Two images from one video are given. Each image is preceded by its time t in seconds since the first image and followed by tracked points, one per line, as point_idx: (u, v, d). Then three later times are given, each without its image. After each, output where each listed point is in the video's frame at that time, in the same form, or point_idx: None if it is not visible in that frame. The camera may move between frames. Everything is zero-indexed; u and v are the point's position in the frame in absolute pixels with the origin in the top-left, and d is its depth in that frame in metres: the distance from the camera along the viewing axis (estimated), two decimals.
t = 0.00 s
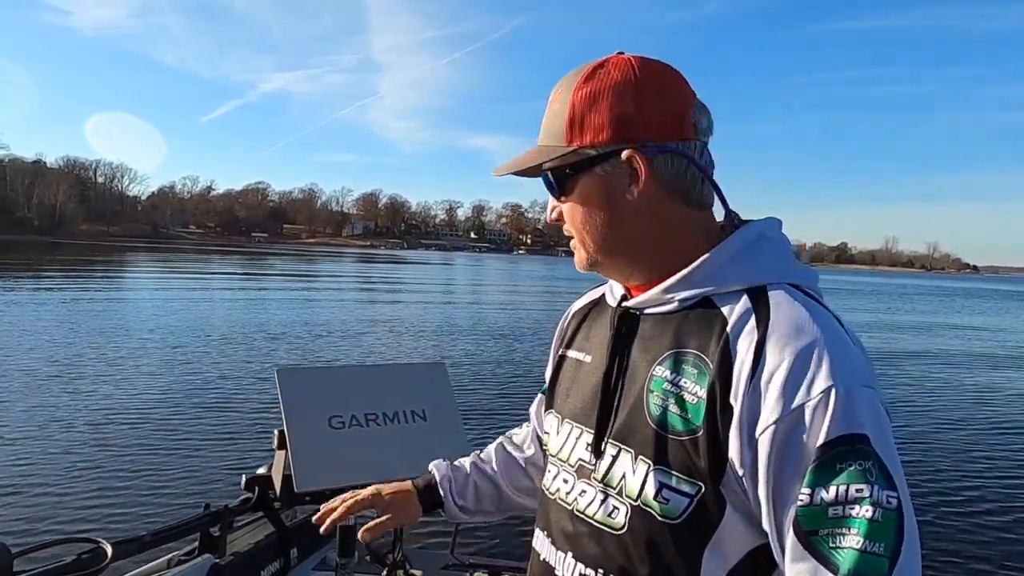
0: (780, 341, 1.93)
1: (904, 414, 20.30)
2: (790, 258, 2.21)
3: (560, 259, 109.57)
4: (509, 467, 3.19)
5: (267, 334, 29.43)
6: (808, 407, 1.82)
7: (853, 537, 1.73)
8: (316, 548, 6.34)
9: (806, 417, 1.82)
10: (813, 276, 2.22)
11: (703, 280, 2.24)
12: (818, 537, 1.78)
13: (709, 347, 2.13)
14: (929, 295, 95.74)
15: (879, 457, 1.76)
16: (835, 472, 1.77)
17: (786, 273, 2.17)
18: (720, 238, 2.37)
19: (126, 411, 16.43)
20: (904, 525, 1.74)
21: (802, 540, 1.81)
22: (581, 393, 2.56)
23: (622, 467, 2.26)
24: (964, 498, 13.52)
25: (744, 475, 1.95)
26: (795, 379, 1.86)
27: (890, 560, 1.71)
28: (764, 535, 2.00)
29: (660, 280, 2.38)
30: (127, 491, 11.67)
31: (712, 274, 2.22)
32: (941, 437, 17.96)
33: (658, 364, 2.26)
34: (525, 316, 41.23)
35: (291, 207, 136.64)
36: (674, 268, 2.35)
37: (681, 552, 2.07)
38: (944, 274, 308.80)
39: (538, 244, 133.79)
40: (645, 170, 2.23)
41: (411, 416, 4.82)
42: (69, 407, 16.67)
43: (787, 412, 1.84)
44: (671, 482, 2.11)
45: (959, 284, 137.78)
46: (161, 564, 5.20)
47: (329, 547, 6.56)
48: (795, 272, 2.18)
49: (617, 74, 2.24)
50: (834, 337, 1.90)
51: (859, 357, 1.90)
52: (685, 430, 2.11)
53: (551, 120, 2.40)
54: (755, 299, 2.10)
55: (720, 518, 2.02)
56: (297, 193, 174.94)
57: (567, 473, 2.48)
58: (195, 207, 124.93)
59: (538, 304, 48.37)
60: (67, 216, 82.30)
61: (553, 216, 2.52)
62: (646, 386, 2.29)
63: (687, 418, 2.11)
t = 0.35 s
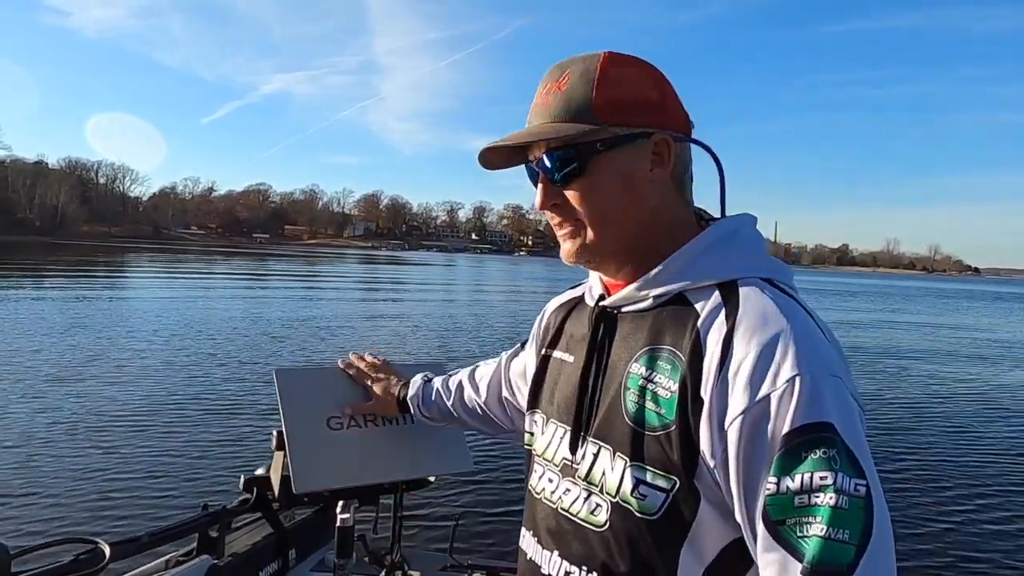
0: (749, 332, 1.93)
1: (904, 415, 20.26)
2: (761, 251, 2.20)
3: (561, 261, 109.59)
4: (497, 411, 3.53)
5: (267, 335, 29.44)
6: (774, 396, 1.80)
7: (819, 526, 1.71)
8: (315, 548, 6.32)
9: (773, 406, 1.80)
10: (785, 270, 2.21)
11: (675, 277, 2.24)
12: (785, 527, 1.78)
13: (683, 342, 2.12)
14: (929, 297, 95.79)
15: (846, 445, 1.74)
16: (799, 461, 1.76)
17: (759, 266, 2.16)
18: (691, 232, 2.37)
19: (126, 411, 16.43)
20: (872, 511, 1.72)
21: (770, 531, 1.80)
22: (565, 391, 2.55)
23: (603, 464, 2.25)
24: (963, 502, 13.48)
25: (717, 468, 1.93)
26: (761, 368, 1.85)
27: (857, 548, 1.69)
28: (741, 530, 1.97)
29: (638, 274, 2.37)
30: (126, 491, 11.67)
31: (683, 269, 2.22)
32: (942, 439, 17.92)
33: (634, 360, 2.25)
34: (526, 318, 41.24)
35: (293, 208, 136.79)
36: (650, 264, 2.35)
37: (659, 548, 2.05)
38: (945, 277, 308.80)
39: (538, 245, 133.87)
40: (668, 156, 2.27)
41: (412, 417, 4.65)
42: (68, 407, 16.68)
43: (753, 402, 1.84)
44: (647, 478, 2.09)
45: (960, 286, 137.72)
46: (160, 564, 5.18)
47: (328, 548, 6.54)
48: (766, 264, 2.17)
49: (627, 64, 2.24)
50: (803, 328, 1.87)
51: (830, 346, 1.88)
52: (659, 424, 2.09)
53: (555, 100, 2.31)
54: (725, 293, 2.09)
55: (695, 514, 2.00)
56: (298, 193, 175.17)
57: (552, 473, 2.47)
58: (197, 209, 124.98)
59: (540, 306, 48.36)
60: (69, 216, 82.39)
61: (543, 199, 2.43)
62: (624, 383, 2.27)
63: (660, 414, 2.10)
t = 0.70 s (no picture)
0: (749, 318, 1.97)
1: (907, 413, 20.22)
2: (743, 244, 2.24)
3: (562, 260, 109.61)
4: (477, 433, 3.40)
5: (268, 335, 29.48)
6: (779, 375, 1.86)
7: (821, 499, 1.78)
8: (315, 549, 6.33)
9: (777, 386, 1.86)
10: (768, 261, 2.28)
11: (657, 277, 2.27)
12: (788, 504, 1.83)
13: (680, 334, 2.15)
14: (933, 295, 95.55)
15: (844, 420, 1.81)
16: (802, 438, 1.82)
17: (749, 257, 2.22)
18: (672, 233, 2.40)
19: (127, 411, 16.45)
20: (867, 483, 1.79)
21: (774, 508, 1.84)
22: (554, 393, 2.55)
23: (600, 462, 2.25)
24: (965, 500, 13.46)
25: (721, 452, 1.97)
26: (765, 352, 1.90)
27: (855, 519, 1.75)
28: (743, 514, 2.00)
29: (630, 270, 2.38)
30: (127, 491, 11.69)
31: (671, 266, 2.24)
32: (944, 437, 17.87)
33: (630, 355, 2.27)
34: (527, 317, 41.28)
35: (294, 208, 136.93)
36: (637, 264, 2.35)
37: (661, 541, 2.06)
38: (947, 275, 308.47)
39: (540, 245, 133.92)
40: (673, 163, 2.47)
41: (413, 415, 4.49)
42: (69, 408, 16.71)
43: (758, 383, 1.88)
44: (651, 471, 2.10)
45: (964, 283, 137.21)
46: (161, 565, 5.18)
47: (329, 548, 6.54)
48: (756, 257, 2.24)
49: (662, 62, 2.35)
50: (800, 312, 1.93)
51: (825, 331, 1.95)
52: (662, 415, 2.11)
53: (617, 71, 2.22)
54: (718, 285, 2.12)
55: (701, 502, 2.02)
56: (300, 193, 175.15)
57: (545, 478, 2.47)
58: (199, 208, 125.21)
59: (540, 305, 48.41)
60: (71, 216, 82.56)
61: (592, 177, 2.30)
62: (619, 379, 2.29)
63: (660, 405, 2.12)
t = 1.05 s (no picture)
0: (752, 314, 1.98)
1: (908, 412, 20.19)
2: (737, 241, 2.24)
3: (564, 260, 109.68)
4: (458, 430, 3.41)
5: (270, 334, 29.55)
6: (785, 371, 1.88)
7: (824, 491, 1.81)
8: (315, 549, 6.33)
9: (783, 382, 1.87)
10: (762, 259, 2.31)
11: (655, 277, 2.27)
12: (791, 500, 1.85)
13: (681, 332, 2.15)
14: (936, 295, 95.34)
15: (845, 415, 1.84)
16: (808, 433, 1.84)
17: (745, 254, 2.24)
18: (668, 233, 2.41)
19: (128, 411, 16.44)
20: (867, 477, 1.83)
21: (778, 504, 1.86)
22: (548, 392, 2.56)
23: (602, 463, 2.25)
24: (967, 498, 13.44)
25: (725, 449, 1.98)
26: (771, 349, 1.91)
27: (856, 512, 1.79)
28: (746, 509, 2.02)
29: (628, 268, 2.37)
30: (128, 490, 11.72)
31: (668, 266, 2.24)
32: (945, 436, 17.87)
33: (631, 354, 2.27)
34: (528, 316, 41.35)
35: (296, 207, 137.14)
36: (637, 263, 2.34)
37: (663, 538, 2.08)
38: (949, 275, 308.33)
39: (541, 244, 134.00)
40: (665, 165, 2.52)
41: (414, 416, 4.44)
42: (70, 407, 16.70)
43: (763, 378, 1.89)
44: (655, 471, 2.11)
45: (967, 282, 137.09)
46: (161, 565, 5.18)
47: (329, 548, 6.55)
48: (753, 254, 2.27)
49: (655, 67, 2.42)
50: (800, 309, 1.96)
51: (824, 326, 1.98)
52: (666, 414, 2.11)
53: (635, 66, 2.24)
54: (718, 283, 2.13)
55: (706, 499, 2.03)
56: (302, 192, 175.06)
57: (543, 480, 2.47)
58: (202, 208, 125.49)
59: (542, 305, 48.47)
60: (74, 215, 82.78)
61: (616, 170, 2.25)
62: (619, 379, 2.29)
63: (663, 404, 2.12)
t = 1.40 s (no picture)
0: (757, 313, 1.98)
1: (908, 411, 20.20)
2: (738, 242, 2.25)
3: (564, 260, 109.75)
4: (445, 431, 3.42)
5: (270, 334, 29.59)
6: (790, 369, 1.88)
7: (825, 488, 1.82)
8: (315, 549, 6.33)
9: (789, 379, 1.88)
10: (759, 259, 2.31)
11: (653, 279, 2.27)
12: (792, 496, 1.86)
13: (684, 333, 2.14)
14: (938, 295, 95.39)
15: (847, 413, 1.85)
16: (812, 430, 1.85)
17: (745, 254, 2.23)
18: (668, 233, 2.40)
19: (127, 411, 16.45)
20: (865, 473, 1.85)
21: (778, 501, 1.87)
22: (544, 393, 2.56)
23: (604, 465, 2.26)
24: (967, 497, 13.45)
25: (728, 448, 1.98)
26: (777, 347, 1.91)
27: (852, 508, 1.81)
28: (747, 506, 2.02)
29: (628, 269, 2.36)
30: (128, 490, 11.73)
31: (671, 267, 2.24)
32: (944, 435, 17.91)
33: (633, 355, 2.27)
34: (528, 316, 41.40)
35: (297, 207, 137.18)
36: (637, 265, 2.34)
37: (664, 535, 2.08)
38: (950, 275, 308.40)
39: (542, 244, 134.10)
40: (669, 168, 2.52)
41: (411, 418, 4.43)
42: (70, 407, 16.71)
43: (768, 378, 1.90)
44: (657, 472, 2.11)
45: (968, 282, 137.18)
46: (161, 564, 5.19)
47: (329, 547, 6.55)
48: (752, 254, 2.27)
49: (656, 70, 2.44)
50: (802, 307, 1.97)
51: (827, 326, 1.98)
52: (670, 415, 2.11)
53: (640, 68, 2.25)
54: (719, 283, 2.13)
55: (710, 496, 2.03)
56: (303, 192, 175.06)
57: (541, 481, 2.48)
58: (203, 209, 125.76)
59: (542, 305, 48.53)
60: (75, 216, 82.86)
61: (623, 172, 2.24)
62: (620, 380, 2.29)
63: (666, 404, 2.12)
